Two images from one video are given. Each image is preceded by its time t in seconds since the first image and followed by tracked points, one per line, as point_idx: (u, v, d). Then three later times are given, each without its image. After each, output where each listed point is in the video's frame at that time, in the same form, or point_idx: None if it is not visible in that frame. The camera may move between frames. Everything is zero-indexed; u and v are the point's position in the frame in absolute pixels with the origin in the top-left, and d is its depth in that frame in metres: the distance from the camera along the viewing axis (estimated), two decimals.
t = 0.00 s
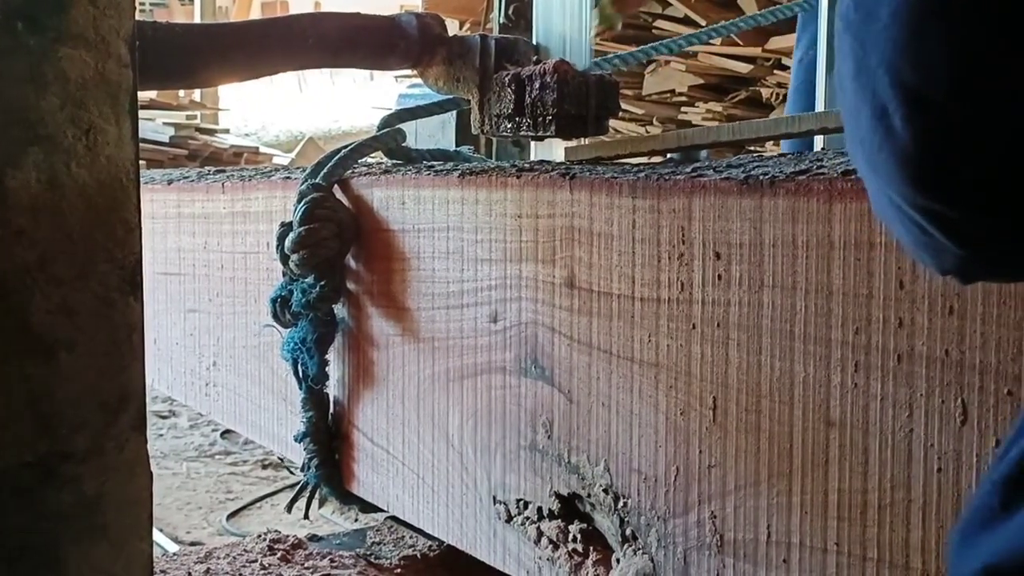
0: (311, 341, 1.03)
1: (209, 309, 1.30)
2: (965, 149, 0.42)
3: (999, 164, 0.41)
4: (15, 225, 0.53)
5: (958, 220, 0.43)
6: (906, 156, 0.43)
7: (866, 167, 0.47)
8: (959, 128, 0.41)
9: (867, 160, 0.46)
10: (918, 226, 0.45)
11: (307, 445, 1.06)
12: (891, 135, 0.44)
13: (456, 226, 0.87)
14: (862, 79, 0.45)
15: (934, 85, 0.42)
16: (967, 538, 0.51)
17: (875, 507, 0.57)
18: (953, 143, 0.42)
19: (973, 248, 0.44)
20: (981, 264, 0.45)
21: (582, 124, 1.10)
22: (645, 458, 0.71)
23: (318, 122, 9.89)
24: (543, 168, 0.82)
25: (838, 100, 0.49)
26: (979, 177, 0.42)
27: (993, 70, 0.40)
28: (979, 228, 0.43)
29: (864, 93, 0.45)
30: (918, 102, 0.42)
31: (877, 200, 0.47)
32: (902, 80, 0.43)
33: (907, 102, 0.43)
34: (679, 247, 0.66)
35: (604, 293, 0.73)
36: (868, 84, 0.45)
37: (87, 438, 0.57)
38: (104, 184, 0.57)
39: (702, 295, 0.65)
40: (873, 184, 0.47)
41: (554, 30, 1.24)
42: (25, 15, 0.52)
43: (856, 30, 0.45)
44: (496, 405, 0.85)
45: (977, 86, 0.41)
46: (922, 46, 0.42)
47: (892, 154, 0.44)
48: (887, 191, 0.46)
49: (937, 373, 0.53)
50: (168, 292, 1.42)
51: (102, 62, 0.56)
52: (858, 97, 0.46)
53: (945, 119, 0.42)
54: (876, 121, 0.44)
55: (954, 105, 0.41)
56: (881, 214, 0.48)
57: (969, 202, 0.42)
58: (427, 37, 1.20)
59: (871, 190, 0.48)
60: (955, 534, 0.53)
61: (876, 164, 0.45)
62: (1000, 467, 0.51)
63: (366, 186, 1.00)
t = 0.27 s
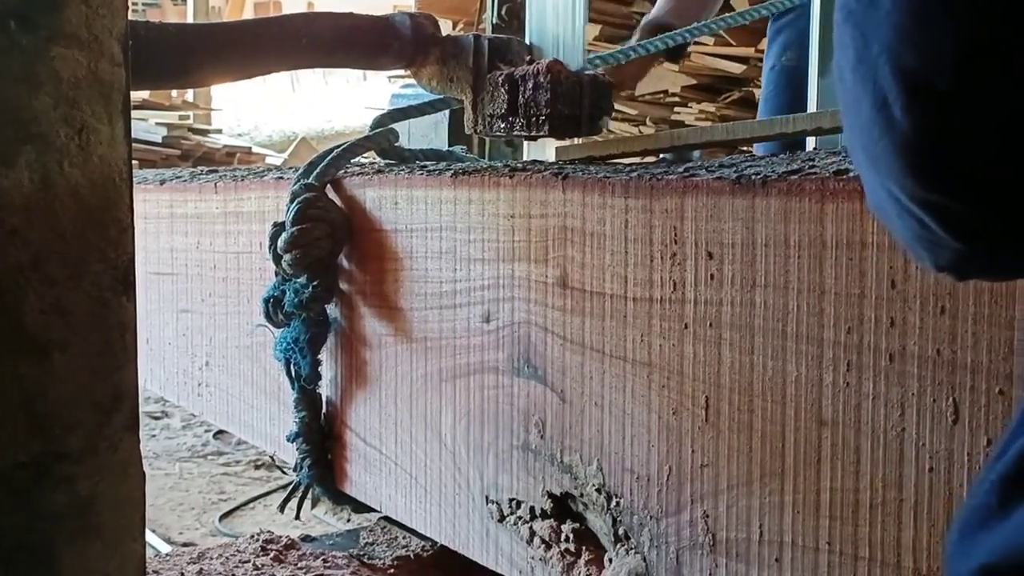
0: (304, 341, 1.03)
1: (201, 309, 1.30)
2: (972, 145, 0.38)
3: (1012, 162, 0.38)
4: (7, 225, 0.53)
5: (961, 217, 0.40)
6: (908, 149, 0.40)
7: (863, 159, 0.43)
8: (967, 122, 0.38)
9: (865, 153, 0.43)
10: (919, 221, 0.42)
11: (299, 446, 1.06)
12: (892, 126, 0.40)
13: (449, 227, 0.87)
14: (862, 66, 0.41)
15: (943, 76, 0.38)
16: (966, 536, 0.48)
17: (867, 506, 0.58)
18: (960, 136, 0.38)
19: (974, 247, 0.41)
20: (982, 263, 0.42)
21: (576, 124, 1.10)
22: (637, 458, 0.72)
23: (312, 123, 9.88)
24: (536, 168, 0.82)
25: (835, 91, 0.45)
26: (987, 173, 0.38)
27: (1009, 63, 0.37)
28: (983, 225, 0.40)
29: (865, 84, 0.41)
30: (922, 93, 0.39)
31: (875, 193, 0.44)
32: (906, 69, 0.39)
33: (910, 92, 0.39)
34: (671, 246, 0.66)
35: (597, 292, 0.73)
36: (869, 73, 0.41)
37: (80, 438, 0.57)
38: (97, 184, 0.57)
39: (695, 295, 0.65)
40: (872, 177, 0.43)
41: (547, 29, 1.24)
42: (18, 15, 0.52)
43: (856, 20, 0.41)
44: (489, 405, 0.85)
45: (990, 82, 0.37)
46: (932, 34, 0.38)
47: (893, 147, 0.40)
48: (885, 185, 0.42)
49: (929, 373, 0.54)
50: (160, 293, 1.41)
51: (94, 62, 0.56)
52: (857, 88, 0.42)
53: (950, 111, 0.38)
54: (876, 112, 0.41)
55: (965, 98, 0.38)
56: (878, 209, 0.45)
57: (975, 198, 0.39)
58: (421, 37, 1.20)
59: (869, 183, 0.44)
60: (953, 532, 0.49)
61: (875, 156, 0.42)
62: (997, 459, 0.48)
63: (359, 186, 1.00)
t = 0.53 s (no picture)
0: (298, 339, 1.03)
1: (195, 308, 1.30)
2: (952, 142, 0.38)
3: (996, 161, 0.37)
4: None
5: (945, 213, 0.39)
6: (889, 145, 0.39)
7: (848, 154, 0.43)
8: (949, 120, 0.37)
9: (847, 148, 0.42)
10: (903, 216, 0.41)
11: (293, 445, 1.06)
12: (874, 122, 0.40)
13: (442, 225, 0.88)
14: (846, 62, 0.41)
15: (924, 73, 0.37)
16: (951, 530, 0.46)
17: (859, 504, 0.58)
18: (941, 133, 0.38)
19: (960, 242, 0.40)
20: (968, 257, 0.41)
21: (570, 123, 1.10)
22: (631, 456, 0.72)
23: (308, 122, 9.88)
24: (529, 166, 0.82)
25: (821, 86, 0.45)
26: (970, 170, 0.38)
27: (990, 63, 0.36)
28: (967, 222, 0.39)
29: (846, 80, 0.41)
30: (903, 88, 0.38)
31: (861, 188, 0.43)
32: (886, 64, 0.38)
33: (890, 89, 0.38)
34: (665, 245, 0.66)
35: (590, 290, 0.73)
36: (852, 69, 0.40)
37: (73, 437, 0.57)
38: (90, 182, 0.57)
39: (688, 293, 0.65)
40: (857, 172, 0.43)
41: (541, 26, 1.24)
42: (10, 13, 0.52)
43: (840, 15, 0.41)
44: (482, 403, 0.85)
45: (973, 79, 0.37)
46: (914, 29, 0.37)
47: (874, 143, 0.40)
48: (869, 180, 0.42)
49: (921, 371, 0.54)
50: (155, 291, 1.41)
51: (88, 60, 0.56)
52: (840, 84, 0.41)
53: (930, 108, 0.38)
54: (857, 108, 0.40)
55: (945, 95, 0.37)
56: (863, 203, 0.44)
57: (957, 194, 0.38)
58: (415, 35, 1.21)
59: (854, 178, 0.44)
60: (940, 528, 0.48)
61: (858, 151, 0.41)
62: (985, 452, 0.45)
63: (353, 185, 1.00)
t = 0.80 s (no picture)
0: (288, 340, 1.02)
1: (186, 309, 1.29)
2: (943, 145, 0.37)
3: (985, 160, 0.37)
4: None
5: (935, 212, 0.40)
6: (877, 146, 0.39)
7: (836, 153, 0.43)
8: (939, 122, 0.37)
9: (837, 148, 0.42)
10: (890, 215, 0.42)
11: (284, 445, 1.06)
12: (861, 124, 0.39)
13: (434, 225, 0.87)
14: (832, 62, 0.40)
15: (914, 76, 0.37)
16: (942, 530, 0.47)
17: (852, 504, 0.58)
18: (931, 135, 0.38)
19: (947, 242, 0.41)
20: (955, 255, 0.42)
21: (562, 123, 1.10)
22: (623, 456, 0.72)
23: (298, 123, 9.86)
24: (520, 167, 0.82)
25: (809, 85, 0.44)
26: (961, 171, 0.38)
27: (985, 63, 0.36)
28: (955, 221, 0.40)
29: (834, 82, 0.40)
30: (891, 92, 0.38)
31: (849, 186, 0.44)
32: (874, 68, 0.38)
33: (878, 91, 0.38)
34: (657, 245, 0.66)
35: (582, 290, 0.73)
36: (838, 72, 0.40)
37: (63, 437, 0.57)
38: (80, 182, 0.57)
39: (680, 293, 0.65)
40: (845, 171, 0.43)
41: (533, 28, 1.24)
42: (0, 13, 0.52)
43: (826, 16, 0.40)
44: (474, 404, 0.85)
45: (966, 82, 0.36)
46: (902, 34, 0.37)
47: (863, 144, 0.40)
48: (858, 179, 0.42)
49: (913, 370, 0.54)
50: (145, 292, 1.41)
51: (78, 60, 0.56)
52: (827, 86, 0.41)
53: (921, 111, 0.37)
54: (846, 110, 0.40)
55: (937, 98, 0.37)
56: (852, 201, 0.45)
57: (947, 195, 0.39)
58: (406, 35, 1.21)
59: (842, 175, 0.44)
60: (929, 528, 0.48)
61: (846, 151, 0.41)
62: (977, 450, 0.46)
63: (344, 185, 1.00)
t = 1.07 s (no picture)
0: (278, 340, 1.02)
1: (174, 309, 1.29)
2: (930, 145, 0.35)
3: (983, 160, 0.35)
4: None
5: (921, 212, 0.38)
6: (861, 147, 0.37)
7: (822, 153, 0.41)
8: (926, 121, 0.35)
9: (822, 148, 0.40)
10: (876, 216, 0.40)
11: (274, 446, 1.05)
12: (843, 124, 0.37)
13: (424, 225, 0.87)
14: (814, 62, 0.38)
15: (898, 75, 0.35)
16: (932, 529, 0.46)
17: (842, 503, 0.58)
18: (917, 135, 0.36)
19: (932, 243, 0.39)
20: (942, 257, 0.40)
21: (551, 123, 1.11)
22: (613, 456, 0.72)
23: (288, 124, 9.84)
24: (511, 167, 0.82)
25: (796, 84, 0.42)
26: (951, 170, 0.36)
27: (982, 63, 0.34)
28: (942, 222, 0.38)
29: (817, 83, 0.38)
30: (874, 92, 0.36)
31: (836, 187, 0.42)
32: (855, 67, 0.36)
33: (861, 91, 0.36)
34: (647, 245, 0.66)
35: (572, 291, 0.73)
36: (820, 72, 0.38)
37: (52, 439, 0.57)
38: (68, 182, 0.56)
39: (671, 293, 0.65)
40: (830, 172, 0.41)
41: (523, 28, 1.24)
42: None
43: (808, 15, 0.38)
44: (464, 404, 0.85)
45: (957, 81, 0.34)
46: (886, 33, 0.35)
47: (847, 144, 0.38)
48: (844, 181, 0.40)
49: (903, 370, 0.54)
50: (134, 292, 1.40)
51: (66, 59, 0.56)
52: (812, 86, 0.39)
53: (906, 110, 0.35)
54: (829, 111, 0.38)
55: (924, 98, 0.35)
56: (839, 203, 0.43)
57: (934, 195, 0.37)
58: (395, 35, 1.21)
59: (829, 176, 0.42)
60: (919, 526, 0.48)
61: (831, 151, 0.39)
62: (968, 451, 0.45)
63: (333, 185, 1.00)
